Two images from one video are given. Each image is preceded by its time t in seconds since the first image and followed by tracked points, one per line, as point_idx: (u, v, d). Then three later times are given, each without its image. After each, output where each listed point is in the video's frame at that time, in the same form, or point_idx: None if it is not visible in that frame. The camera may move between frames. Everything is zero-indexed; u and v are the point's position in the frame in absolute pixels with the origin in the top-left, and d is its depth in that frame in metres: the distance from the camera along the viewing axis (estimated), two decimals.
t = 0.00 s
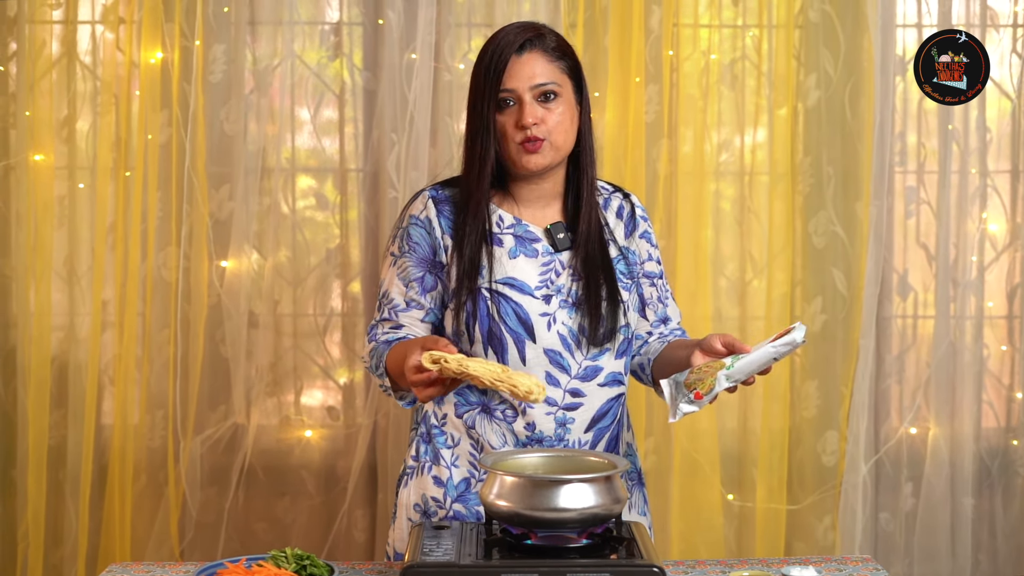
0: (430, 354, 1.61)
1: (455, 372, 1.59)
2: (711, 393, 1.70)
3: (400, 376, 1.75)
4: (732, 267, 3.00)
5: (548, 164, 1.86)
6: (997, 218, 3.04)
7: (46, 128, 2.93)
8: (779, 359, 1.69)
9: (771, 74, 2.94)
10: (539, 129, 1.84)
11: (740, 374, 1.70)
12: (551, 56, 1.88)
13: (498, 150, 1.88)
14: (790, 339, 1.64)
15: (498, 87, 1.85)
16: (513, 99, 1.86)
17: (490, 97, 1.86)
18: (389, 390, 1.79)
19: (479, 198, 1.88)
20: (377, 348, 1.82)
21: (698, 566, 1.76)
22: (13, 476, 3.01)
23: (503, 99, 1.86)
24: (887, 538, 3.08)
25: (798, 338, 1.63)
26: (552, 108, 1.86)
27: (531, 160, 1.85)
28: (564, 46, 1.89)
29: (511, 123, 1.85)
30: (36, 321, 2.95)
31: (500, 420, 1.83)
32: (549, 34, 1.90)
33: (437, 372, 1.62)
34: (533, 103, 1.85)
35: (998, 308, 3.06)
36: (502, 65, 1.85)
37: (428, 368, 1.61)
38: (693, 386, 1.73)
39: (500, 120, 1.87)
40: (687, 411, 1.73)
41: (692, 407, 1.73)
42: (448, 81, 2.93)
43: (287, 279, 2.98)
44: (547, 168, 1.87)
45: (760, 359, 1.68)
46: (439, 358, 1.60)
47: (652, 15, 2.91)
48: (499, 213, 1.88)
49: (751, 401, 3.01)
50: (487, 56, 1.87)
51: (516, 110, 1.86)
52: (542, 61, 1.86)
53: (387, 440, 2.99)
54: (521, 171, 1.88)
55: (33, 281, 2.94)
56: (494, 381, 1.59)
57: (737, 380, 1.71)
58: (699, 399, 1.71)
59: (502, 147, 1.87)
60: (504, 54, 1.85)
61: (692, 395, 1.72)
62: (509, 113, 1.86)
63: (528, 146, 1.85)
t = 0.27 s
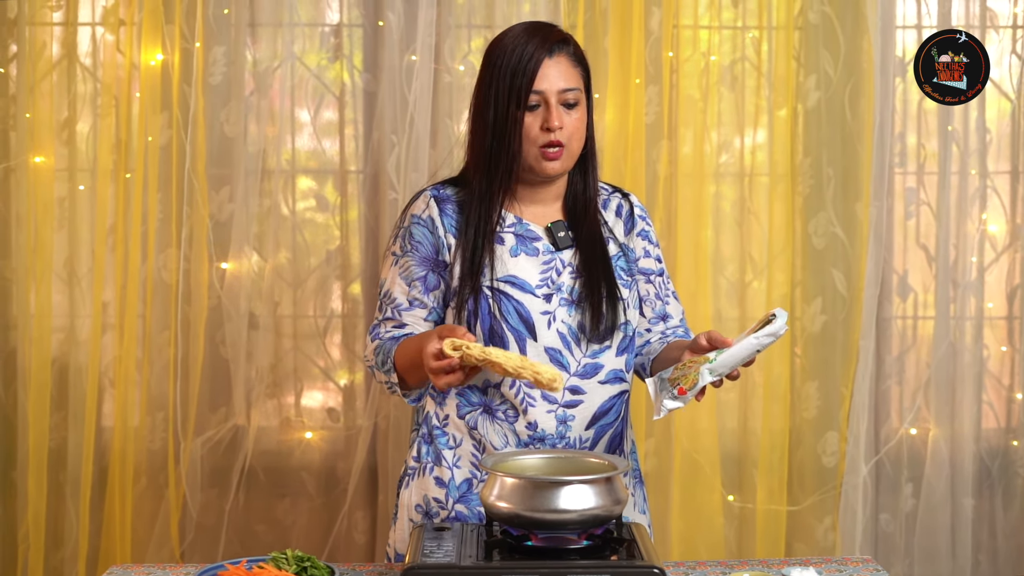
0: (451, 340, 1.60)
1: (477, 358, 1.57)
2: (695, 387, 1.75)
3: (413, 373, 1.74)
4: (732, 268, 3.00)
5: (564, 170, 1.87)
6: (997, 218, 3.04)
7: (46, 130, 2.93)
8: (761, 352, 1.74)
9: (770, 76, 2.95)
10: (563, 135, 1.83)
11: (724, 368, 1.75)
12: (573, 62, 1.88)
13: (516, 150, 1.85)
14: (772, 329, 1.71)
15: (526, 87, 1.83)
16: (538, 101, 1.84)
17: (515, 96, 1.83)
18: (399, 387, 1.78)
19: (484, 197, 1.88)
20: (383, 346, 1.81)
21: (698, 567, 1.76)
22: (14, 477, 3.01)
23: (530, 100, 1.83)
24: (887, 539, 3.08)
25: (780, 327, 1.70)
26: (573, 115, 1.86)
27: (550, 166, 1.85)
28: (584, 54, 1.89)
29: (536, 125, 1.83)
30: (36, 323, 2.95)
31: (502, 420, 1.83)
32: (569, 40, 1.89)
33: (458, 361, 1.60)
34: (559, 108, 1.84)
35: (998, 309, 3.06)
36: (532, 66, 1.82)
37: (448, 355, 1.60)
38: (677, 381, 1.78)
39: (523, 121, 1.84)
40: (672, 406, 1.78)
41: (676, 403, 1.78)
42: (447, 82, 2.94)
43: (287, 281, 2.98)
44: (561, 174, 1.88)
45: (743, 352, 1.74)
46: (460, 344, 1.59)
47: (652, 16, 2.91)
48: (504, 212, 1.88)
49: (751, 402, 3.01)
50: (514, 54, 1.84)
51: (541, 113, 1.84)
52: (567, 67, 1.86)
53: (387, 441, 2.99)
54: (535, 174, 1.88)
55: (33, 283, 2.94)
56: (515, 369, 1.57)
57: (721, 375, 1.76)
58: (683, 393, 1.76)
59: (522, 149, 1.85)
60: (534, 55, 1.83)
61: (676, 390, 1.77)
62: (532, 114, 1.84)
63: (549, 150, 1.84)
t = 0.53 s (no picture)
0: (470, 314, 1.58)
1: (501, 325, 1.57)
2: (696, 388, 1.73)
3: (425, 355, 1.70)
4: (732, 272, 3.00)
5: (568, 178, 1.88)
6: (996, 222, 3.04)
7: (46, 133, 2.93)
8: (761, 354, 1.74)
9: (770, 79, 2.95)
10: (572, 145, 1.85)
11: (724, 370, 1.74)
12: (585, 72, 1.88)
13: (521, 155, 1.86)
14: (772, 330, 1.71)
15: (540, 96, 1.82)
16: (549, 109, 1.84)
17: (530, 104, 1.83)
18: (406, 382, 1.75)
19: (489, 197, 1.87)
20: (386, 341, 1.78)
21: (697, 571, 1.75)
22: (13, 480, 3.01)
23: (542, 109, 1.83)
24: (887, 542, 3.08)
25: (782, 327, 1.70)
26: (582, 125, 1.87)
27: (554, 173, 1.86)
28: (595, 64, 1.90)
29: (545, 134, 1.84)
30: (35, 325, 2.95)
31: (502, 422, 1.82)
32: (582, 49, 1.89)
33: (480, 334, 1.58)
34: (570, 119, 1.84)
35: (997, 312, 3.06)
36: (548, 76, 1.82)
37: (470, 326, 1.57)
38: (677, 383, 1.77)
39: (533, 127, 1.84)
40: (673, 409, 1.76)
41: (676, 404, 1.76)
42: (447, 86, 2.94)
43: (287, 283, 2.98)
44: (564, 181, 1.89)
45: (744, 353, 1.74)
46: (479, 317, 1.58)
47: (652, 19, 2.91)
48: (508, 211, 1.88)
49: (751, 405, 3.01)
50: (531, 61, 1.83)
51: (552, 121, 1.84)
52: (581, 77, 1.86)
53: (386, 444, 2.99)
54: (540, 180, 1.88)
55: (33, 286, 2.94)
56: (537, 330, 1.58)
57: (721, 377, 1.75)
58: (684, 395, 1.75)
59: (529, 155, 1.86)
60: (550, 65, 1.82)
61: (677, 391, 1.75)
62: (543, 121, 1.84)
63: (556, 157, 1.85)
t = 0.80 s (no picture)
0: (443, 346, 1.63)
1: (470, 363, 1.61)
2: (691, 410, 1.73)
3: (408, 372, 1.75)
4: (731, 274, 3.00)
5: (568, 173, 1.87)
6: (996, 225, 3.04)
7: (46, 134, 2.93)
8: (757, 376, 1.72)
9: (770, 82, 2.95)
10: (569, 139, 1.84)
11: (720, 392, 1.73)
12: (582, 67, 1.87)
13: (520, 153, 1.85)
14: (769, 356, 1.68)
15: (533, 92, 1.82)
16: (545, 106, 1.84)
17: (523, 101, 1.83)
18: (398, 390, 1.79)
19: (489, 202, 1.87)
20: (381, 348, 1.81)
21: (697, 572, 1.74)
22: (13, 482, 3.01)
23: (537, 105, 1.83)
24: (886, 545, 3.08)
25: (779, 353, 1.67)
26: (579, 120, 1.86)
27: (553, 169, 1.86)
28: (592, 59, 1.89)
29: (541, 130, 1.84)
30: (35, 327, 2.94)
31: (504, 425, 1.82)
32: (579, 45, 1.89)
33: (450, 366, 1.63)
34: (566, 114, 1.84)
35: (997, 315, 3.06)
36: (540, 72, 1.82)
37: (441, 360, 1.62)
38: (672, 402, 1.76)
39: (529, 124, 1.84)
40: (668, 427, 1.76)
41: (670, 423, 1.76)
42: (447, 88, 2.94)
43: (286, 286, 2.98)
44: (564, 176, 1.88)
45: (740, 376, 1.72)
46: (451, 350, 1.62)
47: (652, 22, 2.91)
48: (508, 216, 1.87)
49: (750, 407, 3.01)
50: (524, 58, 1.83)
51: (547, 118, 1.84)
52: (576, 72, 1.85)
53: (386, 447, 2.99)
54: (539, 177, 1.88)
55: (32, 288, 2.94)
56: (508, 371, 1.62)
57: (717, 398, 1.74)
58: (679, 415, 1.74)
59: (526, 152, 1.85)
60: (543, 61, 1.82)
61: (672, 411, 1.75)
62: (538, 118, 1.84)
63: (553, 153, 1.85)
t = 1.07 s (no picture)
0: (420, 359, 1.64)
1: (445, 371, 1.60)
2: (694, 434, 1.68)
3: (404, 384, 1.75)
4: (731, 276, 3.00)
5: (548, 162, 1.87)
6: (995, 227, 3.04)
7: (46, 137, 2.93)
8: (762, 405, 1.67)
9: (769, 84, 2.95)
10: (536, 124, 1.85)
11: (723, 420, 1.68)
12: (541, 57, 1.91)
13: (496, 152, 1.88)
14: (777, 391, 1.62)
15: (491, 89, 1.87)
16: (507, 99, 1.87)
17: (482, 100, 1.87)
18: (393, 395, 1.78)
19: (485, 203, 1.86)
20: (378, 352, 1.81)
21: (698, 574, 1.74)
22: (12, 484, 3.01)
23: (499, 100, 1.87)
24: (886, 547, 3.08)
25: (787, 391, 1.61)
26: (546, 105, 1.87)
27: (531, 158, 1.86)
28: (552, 49, 1.92)
29: (506, 123, 1.86)
30: (34, 329, 2.94)
31: (504, 427, 1.81)
32: (537, 40, 1.93)
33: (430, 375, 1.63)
34: (527, 101, 1.86)
35: (997, 317, 3.06)
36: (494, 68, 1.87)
37: (418, 372, 1.63)
38: (676, 423, 1.71)
39: (495, 121, 1.87)
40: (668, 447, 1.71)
41: (672, 443, 1.71)
42: (446, 90, 2.94)
43: (286, 288, 2.98)
44: (547, 166, 1.88)
45: (746, 405, 1.66)
46: (428, 360, 1.63)
47: (651, 24, 2.91)
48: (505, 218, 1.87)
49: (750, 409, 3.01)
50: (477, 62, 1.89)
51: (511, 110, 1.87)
52: (533, 61, 1.89)
53: (385, 449, 2.98)
54: (522, 171, 1.88)
55: (32, 290, 2.94)
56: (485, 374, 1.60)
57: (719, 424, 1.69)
58: (681, 437, 1.70)
59: (500, 149, 1.87)
60: (494, 57, 1.88)
61: (675, 433, 1.70)
62: (503, 114, 1.88)
63: (526, 142, 1.86)
